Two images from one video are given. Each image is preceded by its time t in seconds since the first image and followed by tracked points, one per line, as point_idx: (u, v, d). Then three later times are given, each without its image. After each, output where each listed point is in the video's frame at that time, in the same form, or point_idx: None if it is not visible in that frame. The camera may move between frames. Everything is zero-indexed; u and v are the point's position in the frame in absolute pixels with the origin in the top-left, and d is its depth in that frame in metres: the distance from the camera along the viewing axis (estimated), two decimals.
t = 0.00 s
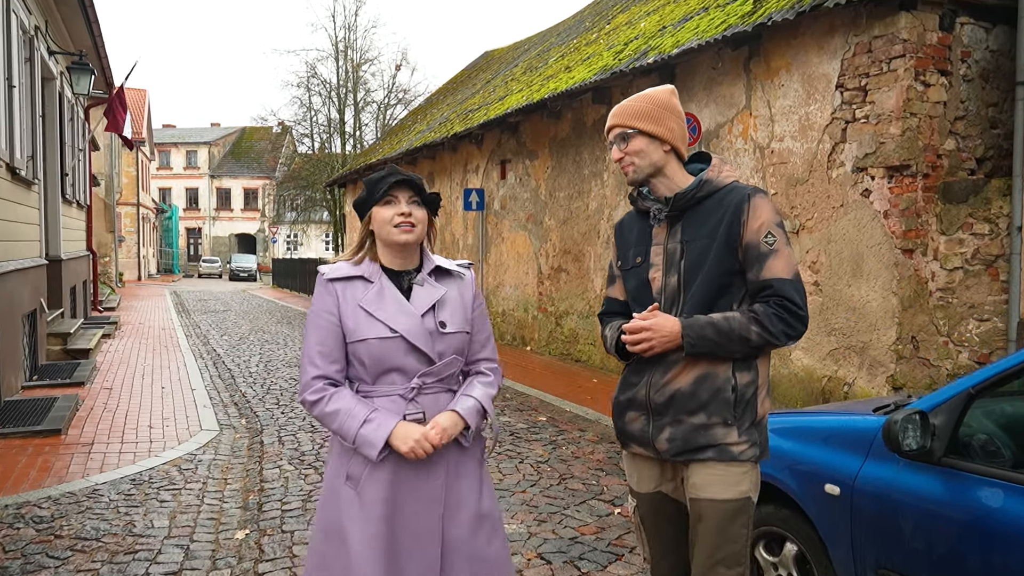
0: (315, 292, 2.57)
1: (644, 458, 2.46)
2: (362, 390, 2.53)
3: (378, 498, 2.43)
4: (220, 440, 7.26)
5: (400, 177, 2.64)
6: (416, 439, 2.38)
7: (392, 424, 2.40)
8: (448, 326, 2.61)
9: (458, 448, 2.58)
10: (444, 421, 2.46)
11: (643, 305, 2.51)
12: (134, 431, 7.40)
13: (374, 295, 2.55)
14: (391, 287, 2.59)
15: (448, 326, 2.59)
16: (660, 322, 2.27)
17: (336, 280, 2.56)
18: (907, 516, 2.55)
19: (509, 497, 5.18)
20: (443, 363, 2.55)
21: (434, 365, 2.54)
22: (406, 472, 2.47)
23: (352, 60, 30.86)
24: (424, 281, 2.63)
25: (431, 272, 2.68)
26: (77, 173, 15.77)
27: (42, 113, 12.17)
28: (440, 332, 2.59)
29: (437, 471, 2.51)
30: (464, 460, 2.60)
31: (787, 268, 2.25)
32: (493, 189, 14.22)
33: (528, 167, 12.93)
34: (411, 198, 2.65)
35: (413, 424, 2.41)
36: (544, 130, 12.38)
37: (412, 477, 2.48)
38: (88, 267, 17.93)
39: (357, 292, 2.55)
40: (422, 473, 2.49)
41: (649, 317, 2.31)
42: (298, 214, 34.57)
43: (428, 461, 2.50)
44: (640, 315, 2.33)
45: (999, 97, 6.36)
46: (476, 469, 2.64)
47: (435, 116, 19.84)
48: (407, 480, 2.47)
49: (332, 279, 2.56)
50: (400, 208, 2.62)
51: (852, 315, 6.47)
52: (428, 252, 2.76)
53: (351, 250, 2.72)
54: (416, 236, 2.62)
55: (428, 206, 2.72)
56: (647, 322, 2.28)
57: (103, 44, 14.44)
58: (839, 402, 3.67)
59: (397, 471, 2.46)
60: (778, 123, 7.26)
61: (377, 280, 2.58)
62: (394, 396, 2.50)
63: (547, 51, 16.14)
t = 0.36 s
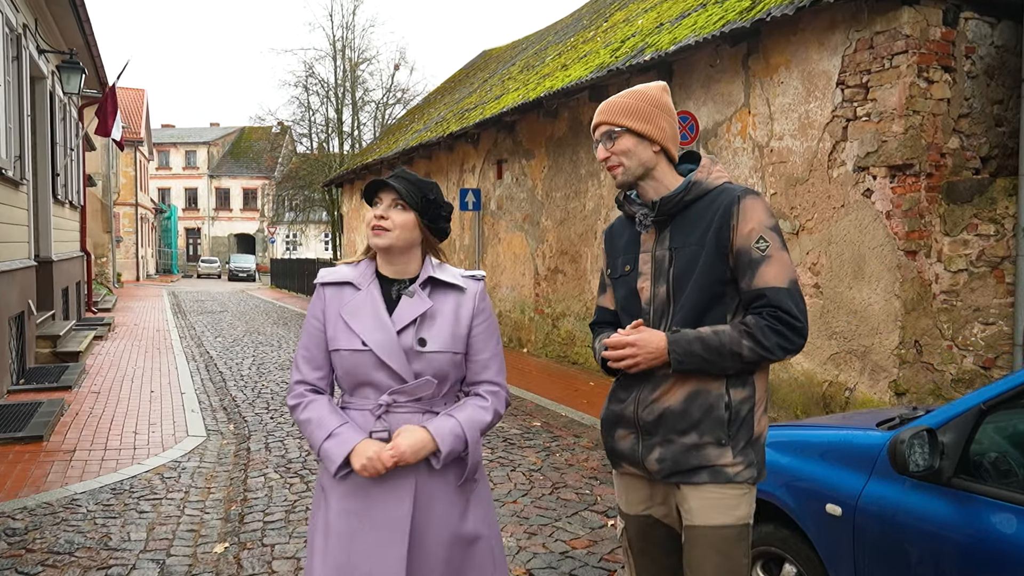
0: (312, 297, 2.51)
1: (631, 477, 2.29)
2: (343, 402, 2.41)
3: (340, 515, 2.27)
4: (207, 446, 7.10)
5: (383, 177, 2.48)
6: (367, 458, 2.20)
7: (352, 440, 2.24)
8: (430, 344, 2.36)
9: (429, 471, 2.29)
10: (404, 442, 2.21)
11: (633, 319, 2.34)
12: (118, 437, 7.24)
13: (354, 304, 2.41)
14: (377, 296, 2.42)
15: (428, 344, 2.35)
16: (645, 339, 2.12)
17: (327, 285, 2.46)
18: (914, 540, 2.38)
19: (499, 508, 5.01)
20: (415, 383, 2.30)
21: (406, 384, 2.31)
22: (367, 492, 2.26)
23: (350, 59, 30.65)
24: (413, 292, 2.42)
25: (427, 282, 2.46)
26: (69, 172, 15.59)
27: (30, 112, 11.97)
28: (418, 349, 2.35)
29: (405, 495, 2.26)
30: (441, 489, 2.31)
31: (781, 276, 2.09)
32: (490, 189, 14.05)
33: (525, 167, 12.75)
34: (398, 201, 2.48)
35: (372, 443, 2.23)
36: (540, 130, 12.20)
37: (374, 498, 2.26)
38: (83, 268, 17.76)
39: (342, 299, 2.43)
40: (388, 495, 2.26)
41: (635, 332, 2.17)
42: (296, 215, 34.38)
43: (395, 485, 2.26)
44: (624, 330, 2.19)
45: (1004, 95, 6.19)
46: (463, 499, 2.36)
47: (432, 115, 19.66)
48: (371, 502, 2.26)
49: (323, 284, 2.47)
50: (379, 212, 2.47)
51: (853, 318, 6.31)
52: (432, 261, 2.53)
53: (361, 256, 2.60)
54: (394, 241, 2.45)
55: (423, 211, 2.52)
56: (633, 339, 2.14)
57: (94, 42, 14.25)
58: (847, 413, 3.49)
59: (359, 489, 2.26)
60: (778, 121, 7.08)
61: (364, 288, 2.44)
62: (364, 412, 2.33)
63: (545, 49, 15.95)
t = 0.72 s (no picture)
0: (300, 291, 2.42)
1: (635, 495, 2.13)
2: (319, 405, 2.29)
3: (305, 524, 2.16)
4: (196, 449, 6.95)
5: (378, 167, 2.37)
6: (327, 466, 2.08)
7: (316, 444, 2.12)
8: (407, 348, 2.20)
9: (401, 488, 2.13)
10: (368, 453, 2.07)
11: (645, 322, 2.15)
12: (106, 439, 7.09)
13: (333, 301, 2.28)
14: (359, 293, 2.29)
15: (404, 348, 2.19)
16: (649, 344, 1.94)
17: (312, 279, 2.36)
18: (926, 556, 2.24)
19: (493, 514, 4.86)
20: (385, 389, 2.15)
21: (378, 390, 2.16)
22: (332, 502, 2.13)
23: (349, 58, 30.52)
24: (396, 291, 2.28)
25: (413, 282, 2.31)
26: (64, 171, 15.43)
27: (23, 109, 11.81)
28: (394, 353, 2.19)
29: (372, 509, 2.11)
30: (416, 506, 2.15)
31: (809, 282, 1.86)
32: (488, 188, 13.91)
33: (523, 166, 12.61)
34: (389, 192, 2.37)
35: (337, 453, 2.10)
36: (539, 128, 12.06)
37: (339, 510, 2.12)
38: (79, 266, 17.63)
39: (323, 294, 2.32)
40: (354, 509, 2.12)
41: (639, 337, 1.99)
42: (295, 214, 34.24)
43: (361, 497, 2.12)
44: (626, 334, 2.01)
45: (1012, 90, 6.05)
46: (440, 520, 2.18)
47: (431, 114, 19.52)
48: (335, 513, 2.13)
49: (308, 278, 2.36)
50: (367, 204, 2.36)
51: (857, 319, 6.20)
52: (424, 261, 2.37)
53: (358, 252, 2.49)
54: (379, 232, 2.32)
55: (414, 205, 2.38)
56: (635, 343, 1.96)
57: (90, 40, 14.09)
58: (864, 418, 3.39)
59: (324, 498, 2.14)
60: (780, 118, 6.94)
61: (347, 284, 2.31)
62: (335, 417, 2.21)
63: (544, 47, 15.81)
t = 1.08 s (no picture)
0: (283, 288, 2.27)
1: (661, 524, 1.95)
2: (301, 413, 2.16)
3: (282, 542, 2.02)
4: (190, 452, 6.81)
5: (375, 158, 2.24)
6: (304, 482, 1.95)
7: (297, 457, 1.99)
8: (397, 354, 2.06)
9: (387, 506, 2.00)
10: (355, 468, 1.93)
11: (680, 324, 1.95)
12: (97, 441, 6.95)
13: (319, 301, 2.15)
14: (348, 294, 2.16)
15: (394, 353, 2.06)
16: (693, 353, 1.73)
17: (297, 277, 2.22)
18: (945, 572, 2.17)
19: (490, 521, 4.72)
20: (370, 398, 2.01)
21: (364, 398, 2.03)
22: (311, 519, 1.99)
23: (350, 57, 30.40)
24: (387, 292, 2.14)
25: (406, 283, 2.18)
26: (61, 169, 15.30)
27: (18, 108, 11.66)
28: (383, 359, 2.06)
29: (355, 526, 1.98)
30: (402, 525, 2.01)
31: (881, 289, 1.64)
32: (488, 187, 13.79)
33: (523, 164, 12.48)
34: (385, 185, 2.24)
35: (319, 468, 1.96)
36: (539, 126, 11.94)
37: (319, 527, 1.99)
38: (77, 266, 17.50)
39: (309, 294, 2.18)
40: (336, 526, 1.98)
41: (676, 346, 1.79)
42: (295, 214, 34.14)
43: (344, 515, 1.98)
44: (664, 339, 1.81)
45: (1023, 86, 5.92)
46: (429, 538, 2.05)
47: (431, 113, 19.40)
48: (315, 530, 1.99)
49: (293, 276, 2.23)
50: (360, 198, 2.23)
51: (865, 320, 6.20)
52: (417, 261, 2.23)
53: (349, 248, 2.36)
54: (371, 227, 2.19)
55: (410, 200, 2.24)
56: (678, 351, 1.74)
57: (87, 37, 13.93)
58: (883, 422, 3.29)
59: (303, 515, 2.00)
60: (785, 115, 6.80)
61: (335, 284, 2.18)
62: (318, 427, 2.07)
63: (544, 46, 15.70)
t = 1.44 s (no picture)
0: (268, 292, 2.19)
1: (686, 549, 1.85)
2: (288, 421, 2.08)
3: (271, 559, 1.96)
4: (186, 454, 6.74)
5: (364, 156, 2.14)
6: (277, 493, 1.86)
7: (275, 467, 1.91)
8: (385, 361, 1.98)
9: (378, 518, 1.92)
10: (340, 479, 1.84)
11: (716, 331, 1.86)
12: (92, 444, 6.87)
13: (305, 306, 2.06)
14: (337, 298, 2.08)
15: (384, 360, 1.98)
16: (734, 373, 1.64)
17: (284, 282, 2.14)
18: None
19: (489, 526, 4.63)
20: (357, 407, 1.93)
21: (353, 407, 1.94)
22: (302, 537, 1.93)
23: (351, 57, 30.30)
24: (378, 296, 2.06)
25: (397, 286, 2.09)
26: (60, 169, 15.21)
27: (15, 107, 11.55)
28: (372, 366, 1.98)
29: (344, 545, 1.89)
30: (396, 540, 1.93)
31: (944, 300, 1.55)
32: (489, 187, 13.71)
33: (525, 164, 12.40)
34: (375, 185, 2.14)
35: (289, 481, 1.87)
36: (540, 125, 11.85)
37: (308, 544, 1.92)
38: (77, 265, 17.43)
39: (295, 299, 2.10)
40: (326, 544, 1.91)
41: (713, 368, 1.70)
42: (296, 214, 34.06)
43: (332, 526, 1.90)
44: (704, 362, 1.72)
45: None
46: (421, 552, 1.96)
47: (432, 112, 19.32)
48: (302, 542, 1.92)
49: (280, 280, 2.14)
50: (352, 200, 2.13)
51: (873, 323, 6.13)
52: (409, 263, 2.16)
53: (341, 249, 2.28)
54: (362, 231, 2.11)
55: (403, 200, 2.17)
56: (719, 371, 1.66)
57: (86, 36, 13.82)
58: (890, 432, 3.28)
59: (292, 533, 1.94)
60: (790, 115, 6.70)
61: (322, 287, 2.10)
62: (305, 438, 1.99)
63: (546, 44, 15.61)
